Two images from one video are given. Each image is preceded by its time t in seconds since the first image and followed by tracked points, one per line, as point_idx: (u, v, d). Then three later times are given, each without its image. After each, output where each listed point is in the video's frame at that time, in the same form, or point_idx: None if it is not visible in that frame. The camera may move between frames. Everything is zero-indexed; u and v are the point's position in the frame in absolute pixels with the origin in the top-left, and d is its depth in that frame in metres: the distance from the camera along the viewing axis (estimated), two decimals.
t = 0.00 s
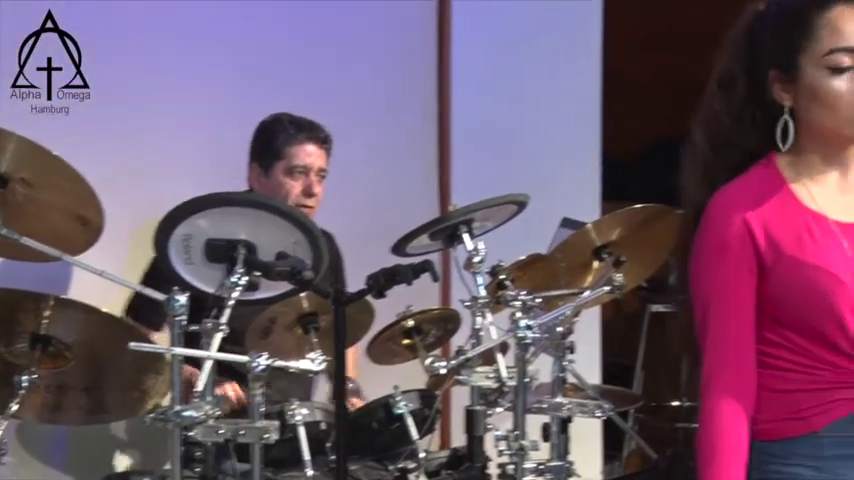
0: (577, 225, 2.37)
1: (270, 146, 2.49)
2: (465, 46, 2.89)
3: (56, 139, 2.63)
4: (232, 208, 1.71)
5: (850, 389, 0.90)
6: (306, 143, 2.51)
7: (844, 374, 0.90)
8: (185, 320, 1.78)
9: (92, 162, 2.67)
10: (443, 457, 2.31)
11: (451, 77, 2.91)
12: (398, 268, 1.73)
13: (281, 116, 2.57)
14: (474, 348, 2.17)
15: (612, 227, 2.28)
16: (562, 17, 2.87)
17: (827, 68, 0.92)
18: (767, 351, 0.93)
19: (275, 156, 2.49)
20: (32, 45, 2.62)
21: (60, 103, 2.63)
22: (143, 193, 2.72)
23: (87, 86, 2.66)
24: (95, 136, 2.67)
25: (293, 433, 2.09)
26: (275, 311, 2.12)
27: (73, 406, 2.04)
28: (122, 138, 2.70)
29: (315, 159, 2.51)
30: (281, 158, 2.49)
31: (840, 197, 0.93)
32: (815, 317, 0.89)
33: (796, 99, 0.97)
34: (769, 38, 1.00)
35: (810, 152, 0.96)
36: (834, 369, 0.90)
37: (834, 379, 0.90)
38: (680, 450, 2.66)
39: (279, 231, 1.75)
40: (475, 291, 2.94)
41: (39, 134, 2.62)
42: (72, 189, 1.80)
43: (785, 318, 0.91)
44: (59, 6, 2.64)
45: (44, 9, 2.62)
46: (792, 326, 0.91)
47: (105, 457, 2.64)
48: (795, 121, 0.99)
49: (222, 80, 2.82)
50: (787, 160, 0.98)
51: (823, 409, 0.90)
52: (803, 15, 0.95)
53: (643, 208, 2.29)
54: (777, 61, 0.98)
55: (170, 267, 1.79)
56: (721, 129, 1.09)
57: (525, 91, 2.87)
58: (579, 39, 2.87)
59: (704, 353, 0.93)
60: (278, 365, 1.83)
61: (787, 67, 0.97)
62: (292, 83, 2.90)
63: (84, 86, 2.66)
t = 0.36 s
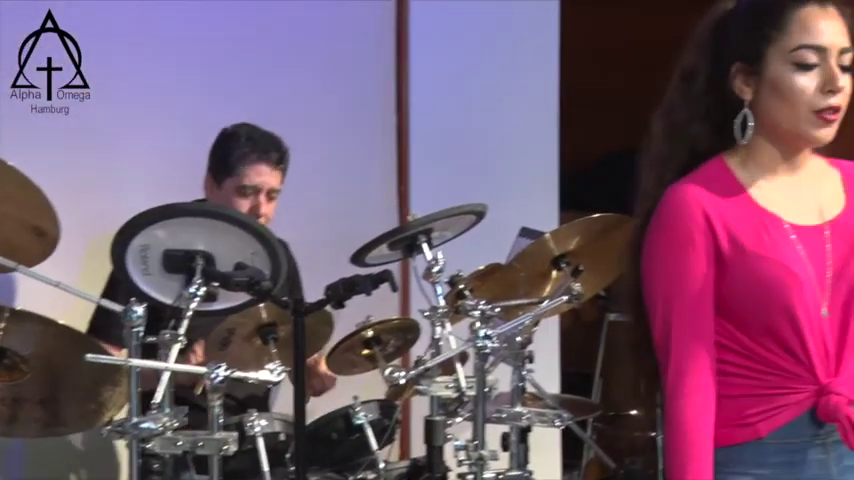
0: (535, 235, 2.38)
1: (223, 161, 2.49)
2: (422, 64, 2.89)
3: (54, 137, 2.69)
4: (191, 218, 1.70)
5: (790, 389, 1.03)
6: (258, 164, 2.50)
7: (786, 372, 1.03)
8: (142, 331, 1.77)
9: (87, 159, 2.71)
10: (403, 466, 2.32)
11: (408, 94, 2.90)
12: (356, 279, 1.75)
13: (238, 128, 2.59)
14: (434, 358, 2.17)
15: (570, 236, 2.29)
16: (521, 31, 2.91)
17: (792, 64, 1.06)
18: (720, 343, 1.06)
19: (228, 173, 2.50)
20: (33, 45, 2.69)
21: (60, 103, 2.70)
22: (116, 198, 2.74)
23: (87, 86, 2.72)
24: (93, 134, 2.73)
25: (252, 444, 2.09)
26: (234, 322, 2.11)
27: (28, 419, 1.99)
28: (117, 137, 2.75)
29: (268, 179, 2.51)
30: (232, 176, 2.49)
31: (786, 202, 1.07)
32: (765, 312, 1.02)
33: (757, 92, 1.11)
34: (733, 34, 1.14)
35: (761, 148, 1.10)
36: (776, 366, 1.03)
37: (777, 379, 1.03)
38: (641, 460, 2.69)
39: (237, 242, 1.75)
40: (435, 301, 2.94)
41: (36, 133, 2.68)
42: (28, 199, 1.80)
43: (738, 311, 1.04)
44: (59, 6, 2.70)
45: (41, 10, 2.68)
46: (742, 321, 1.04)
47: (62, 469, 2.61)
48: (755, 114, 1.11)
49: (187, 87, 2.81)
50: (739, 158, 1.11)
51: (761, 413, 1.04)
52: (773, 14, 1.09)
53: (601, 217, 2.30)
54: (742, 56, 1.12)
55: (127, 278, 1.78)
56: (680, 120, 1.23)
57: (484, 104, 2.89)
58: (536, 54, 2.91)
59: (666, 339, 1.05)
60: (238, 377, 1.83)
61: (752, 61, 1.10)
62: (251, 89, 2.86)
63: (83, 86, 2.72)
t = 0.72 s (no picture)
0: (501, 250, 2.39)
1: (194, 182, 2.67)
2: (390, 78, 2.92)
3: (53, 137, 2.68)
4: (156, 234, 1.69)
5: (736, 409, 1.03)
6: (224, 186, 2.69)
7: (734, 391, 1.03)
8: (106, 347, 1.76)
9: (81, 165, 2.70)
10: None
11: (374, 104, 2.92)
12: (321, 295, 1.76)
13: (210, 148, 2.76)
14: (399, 373, 2.18)
15: (535, 251, 2.29)
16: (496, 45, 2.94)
17: (752, 76, 1.09)
18: (669, 355, 1.05)
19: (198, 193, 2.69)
20: (33, 45, 2.68)
21: (60, 103, 2.70)
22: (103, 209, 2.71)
23: (87, 86, 2.72)
24: (90, 135, 2.71)
25: (216, 461, 2.07)
26: (199, 338, 2.10)
27: None
28: (112, 139, 2.73)
29: (234, 201, 2.69)
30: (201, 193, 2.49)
31: (736, 221, 1.08)
32: (720, 327, 1.02)
33: (714, 110, 1.12)
34: (687, 51, 1.16)
35: (718, 160, 1.11)
36: (726, 384, 1.03)
37: (724, 397, 1.03)
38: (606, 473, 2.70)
39: (202, 257, 1.74)
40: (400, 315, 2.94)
41: (36, 135, 2.67)
42: None
43: (690, 325, 1.03)
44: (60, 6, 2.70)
45: (40, 11, 2.68)
46: (694, 334, 1.04)
47: None
48: (713, 129, 1.12)
49: (173, 97, 2.78)
50: (697, 171, 1.12)
51: (708, 432, 1.03)
52: (732, 29, 1.12)
53: (566, 231, 2.31)
54: (700, 70, 1.14)
55: (91, 293, 1.76)
56: (631, 140, 1.24)
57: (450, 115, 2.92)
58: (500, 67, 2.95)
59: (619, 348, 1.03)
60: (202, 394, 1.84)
61: (709, 76, 1.12)
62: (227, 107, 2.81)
63: (84, 86, 2.72)
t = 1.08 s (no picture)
0: (466, 261, 2.39)
1: (151, 200, 2.40)
2: (354, 87, 2.88)
3: (50, 136, 2.78)
4: (118, 243, 1.68)
5: (694, 427, 1.10)
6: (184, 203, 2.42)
7: (693, 409, 1.10)
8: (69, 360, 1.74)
9: (74, 164, 2.79)
10: None
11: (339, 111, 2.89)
12: (286, 306, 1.76)
13: (166, 163, 2.54)
14: (364, 385, 2.18)
15: (500, 262, 2.29)
16: (455, 49, 2.88)
17: (716, 93, 1.14)
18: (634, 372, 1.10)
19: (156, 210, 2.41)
20: (33, 45, 2.78)
21: (60, 103, 2.79)
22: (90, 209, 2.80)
23: (87, 86, 2.80)
24: (85, 136, 2.81)
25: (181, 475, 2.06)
26: (163, 351, 2.09)
27: None
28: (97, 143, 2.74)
29: (193, 218, 2.42)
30: (157, 213, 2.40)
31: (697, 242, 1.14)
32: (688, 349, 1.07)
33: (678, 126, 1.16)
34: (649, 70, 1.20)
35: (682, 176, 1.16)
36: (687, 403, 1.09)
37: (683, 415, 1.09)
38: None
39: (164, 268, 1.73)
40: (366, 327, 2.93)
41: (32, 134, 2.77)
42: None
43: (657, 344, 1.08)
44: (59, 6, 2.79)
45: (41, 9, 2.77)
46: (662, 352, 1.09)
47: None
48: (677, 146, 1.17)
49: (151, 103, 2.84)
50: (660, 186, 1.17)
51: (666, 449, 1.08)
52: (693, 48, 1.17)
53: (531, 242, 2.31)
54: (660, 88, 1.17)
55: (53, 306, 1.74)
56: (588, 159, 1.25)
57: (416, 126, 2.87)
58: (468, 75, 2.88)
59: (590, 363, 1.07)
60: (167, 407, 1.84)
61: (674, 93, 1.16)
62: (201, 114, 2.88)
63: (84, 86, 2.80)
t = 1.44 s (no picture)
0: (435, 271, 2.39)
1: (118, 210, 2.37)
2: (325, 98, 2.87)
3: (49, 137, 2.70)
4: (86, 254, 1.67)
5: (669, 435, 1.11)
6: (152, 212, 2.39)
7: (666, 417, 1.11)
8: (35, 371, 1.73)
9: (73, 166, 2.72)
10: None
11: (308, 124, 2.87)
12: (254, 317, 1.76)
13: (129, 176, 2.49)
14: (333, 394, 2.19)
15: (469, 272, 2.30)
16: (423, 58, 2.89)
17: (682, 102, 1.15)
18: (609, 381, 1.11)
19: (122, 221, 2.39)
20: (33, 44, 2.71)
21: (60, 103, 2.71)
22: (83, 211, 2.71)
23: (87, 86, 2.73)
24: (84, 137, 2.73)
25: None
26: (131, 362, 2.08)
27: None
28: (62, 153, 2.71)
29: (162, 226, 2.39)
30: (126, 224, 2.37)
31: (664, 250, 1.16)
32: (662, 358, 1.08)
33: (645, 135, 1.17)
34: (613, 79, 1.20)
35: (649, 185, 1.18)
36: (661, 411, 1.11)
37: (658, 423, 1.11)
38: None
39: (132, 277, 1.72)
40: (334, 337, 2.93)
41: (30, 134, 2.69)
42: None
43: (632, 353, 1.09)
44: (58, 7, 2.71)
45: (39, 11, 2.69)
46: (636, 361, 1.10)
47: None
48: (644, 153, 1.18)
49: (134, 111, 2.77)
50: (628, 195, 1.18)
51: (642, 458, 1.10)
52: (657, 58, 1.18)
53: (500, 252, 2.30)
54: (625, 97, 1.18)
55: (19, 317, 1.72)
56: (554, 169, 1.26)
57: (386, 138, 2.88)
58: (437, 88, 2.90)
59: (570, 377, 1.06)
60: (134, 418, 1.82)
61: (641, 103, 1.17)
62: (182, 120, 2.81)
63: (84, 86, 2.73)
